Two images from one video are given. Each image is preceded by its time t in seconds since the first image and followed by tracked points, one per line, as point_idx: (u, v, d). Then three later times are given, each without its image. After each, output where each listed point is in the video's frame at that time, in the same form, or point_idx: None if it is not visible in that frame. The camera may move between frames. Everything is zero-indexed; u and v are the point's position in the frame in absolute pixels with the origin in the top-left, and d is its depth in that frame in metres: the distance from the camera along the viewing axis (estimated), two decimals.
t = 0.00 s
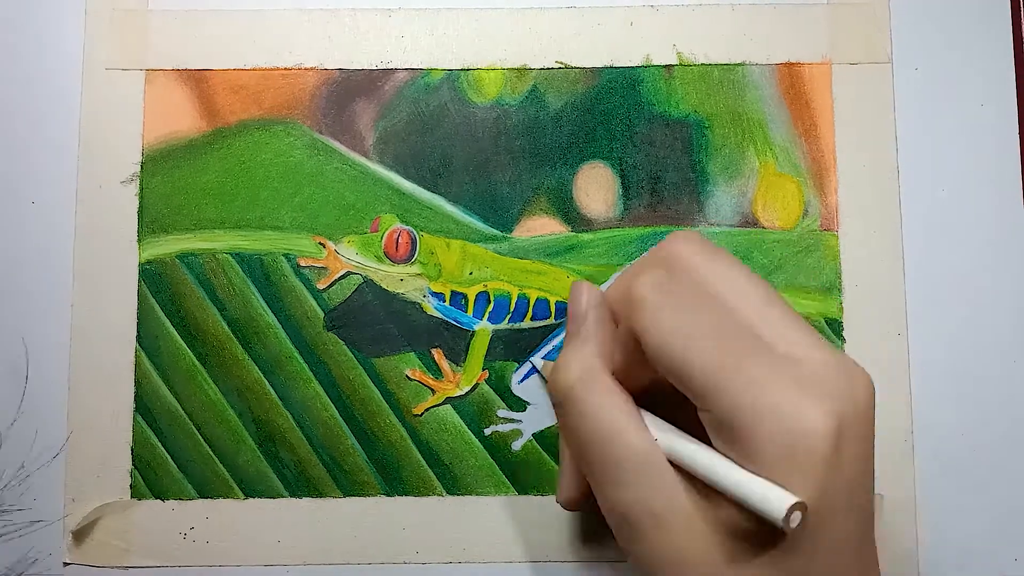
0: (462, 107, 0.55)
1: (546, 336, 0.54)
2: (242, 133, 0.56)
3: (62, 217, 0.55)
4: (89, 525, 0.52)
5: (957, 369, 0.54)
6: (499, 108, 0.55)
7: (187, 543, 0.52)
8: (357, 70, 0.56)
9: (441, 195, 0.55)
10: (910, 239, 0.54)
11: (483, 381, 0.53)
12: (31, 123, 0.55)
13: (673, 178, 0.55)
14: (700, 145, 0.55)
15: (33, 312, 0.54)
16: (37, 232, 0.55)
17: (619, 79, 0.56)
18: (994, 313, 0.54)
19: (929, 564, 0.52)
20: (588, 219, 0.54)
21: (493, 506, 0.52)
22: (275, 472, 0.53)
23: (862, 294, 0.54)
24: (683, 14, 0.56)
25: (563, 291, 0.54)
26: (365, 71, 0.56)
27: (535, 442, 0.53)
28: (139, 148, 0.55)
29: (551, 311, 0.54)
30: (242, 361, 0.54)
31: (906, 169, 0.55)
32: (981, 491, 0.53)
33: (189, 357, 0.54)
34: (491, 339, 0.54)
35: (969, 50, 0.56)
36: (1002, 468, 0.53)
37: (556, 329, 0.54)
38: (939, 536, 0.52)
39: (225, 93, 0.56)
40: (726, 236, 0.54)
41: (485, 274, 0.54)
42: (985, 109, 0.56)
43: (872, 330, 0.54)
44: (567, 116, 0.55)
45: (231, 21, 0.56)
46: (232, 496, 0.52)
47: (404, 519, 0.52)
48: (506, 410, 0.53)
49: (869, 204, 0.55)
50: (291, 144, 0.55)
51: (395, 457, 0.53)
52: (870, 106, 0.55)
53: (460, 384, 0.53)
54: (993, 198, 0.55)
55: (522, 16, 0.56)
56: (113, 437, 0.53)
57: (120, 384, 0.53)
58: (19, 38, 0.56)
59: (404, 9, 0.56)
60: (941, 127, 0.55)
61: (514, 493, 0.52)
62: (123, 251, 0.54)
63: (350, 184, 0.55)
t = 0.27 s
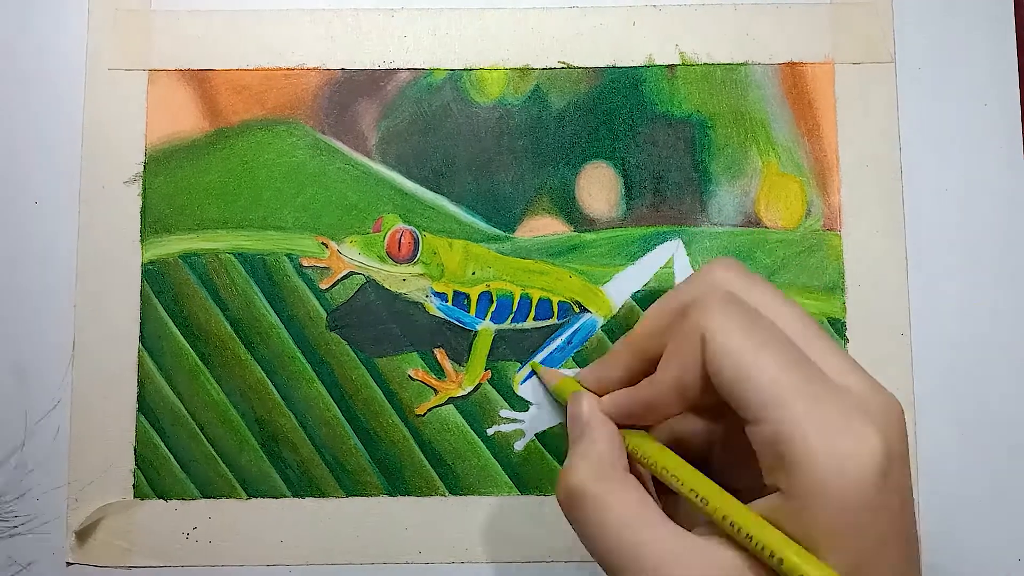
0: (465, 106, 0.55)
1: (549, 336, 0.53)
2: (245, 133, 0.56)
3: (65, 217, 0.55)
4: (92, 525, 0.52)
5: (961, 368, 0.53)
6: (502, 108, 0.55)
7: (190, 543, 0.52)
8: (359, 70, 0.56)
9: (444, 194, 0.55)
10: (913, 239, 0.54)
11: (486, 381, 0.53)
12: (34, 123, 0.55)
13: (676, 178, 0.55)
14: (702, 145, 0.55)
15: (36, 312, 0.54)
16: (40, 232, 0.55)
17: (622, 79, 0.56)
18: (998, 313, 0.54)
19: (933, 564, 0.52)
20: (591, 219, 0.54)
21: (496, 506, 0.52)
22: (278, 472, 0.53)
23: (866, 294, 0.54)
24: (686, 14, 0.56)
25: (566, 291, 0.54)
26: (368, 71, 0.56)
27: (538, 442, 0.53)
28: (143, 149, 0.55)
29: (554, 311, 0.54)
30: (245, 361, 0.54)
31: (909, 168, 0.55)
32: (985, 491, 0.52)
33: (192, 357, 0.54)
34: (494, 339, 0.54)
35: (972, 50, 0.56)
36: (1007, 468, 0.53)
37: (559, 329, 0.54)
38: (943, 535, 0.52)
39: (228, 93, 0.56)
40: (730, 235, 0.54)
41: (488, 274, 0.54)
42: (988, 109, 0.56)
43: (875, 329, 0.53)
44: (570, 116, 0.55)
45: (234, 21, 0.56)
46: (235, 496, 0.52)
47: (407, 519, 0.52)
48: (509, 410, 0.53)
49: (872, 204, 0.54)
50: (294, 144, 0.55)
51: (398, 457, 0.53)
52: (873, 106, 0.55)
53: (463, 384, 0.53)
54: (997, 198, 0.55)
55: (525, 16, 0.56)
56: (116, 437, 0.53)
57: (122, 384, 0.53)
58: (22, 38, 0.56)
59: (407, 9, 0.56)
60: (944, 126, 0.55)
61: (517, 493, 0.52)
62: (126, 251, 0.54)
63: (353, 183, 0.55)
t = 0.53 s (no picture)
0: (466, 107, 0.55)
1: (550, 336, 0.53)
2: (247, 133, 0.56)
3: (67, 217, 0.55)
4: (93, 525, 0.52)
5: (963, 369, 0.53)
6: (504, 108, 0.55)
7: (192, 543, 0.52)
8: (361, 70, 0.56)
9: (445, 195, 0.55)
10: (915, 239, 0.54)
11: (487, 381, 0.53)
12: (36, 123, 0.55)
13: (678, 178, 0.55)
14: (704, 145, 0.55)
15: (38, 312, 0.54)
16: (42, 233, 0.55)
17: (624, 79, 0.55)
18: (999, 313, 0.54)
19: (933, 564, 0.52)
20: (592, 219, 0.54)
21: (497, 506, 0.52)
22: (279, 472, 0.53)
23: (867, 294, 0.54)
24: (688, 14, 0.56)
25: (567, 291, 0.54)
26: (370, 71, 0.56)
27: (539, 442, 0.53)
28: (144, 149, 0.55)
29: (556, 311, 0.54)
30: (247, 361, 0.54)
31: (911, 169, 0.55)
32: (986, 491, 0.52)
33: (194, 357, 0.54)
34: (495, 339, 0.53)
35: (975, 50, 0.56)
36: (1008, 468, 0.53)
37: (560, 329, 0.54)
38: (944, 536, 0.52)
39: (230, 93, 0.56)
40: (731, 236, 0.54)
41: (490, 274, 0.54)
42: (990, 110, 0.56)
43: (876, 329, 0.53)
44: (572, 116, 0.55)
45: (236, 21, 0.56)
46: (237, 496, 0.52)
47: (408, 518, 0.52)
48: (510, 409, 0.53)
49: (874, 204, 0.54)
50: (295, 144, 0.55)
51: (399, 457, 0.53)
52: (875, 106, 0.55)
53: (465, 384, 0.53)
54: (999, 198, 0.55)
55: (527, 16, 0.56)
56: (117, 437, 0.53)
57: (124, 384, 0.53)
58: (24, 38, 0.56)
59: (409, 9, 0.56)
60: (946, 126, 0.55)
61: (518, 493, 0.52)
62: (127, 251, 0.54)
63: (354, 183, 0.55)
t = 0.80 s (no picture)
0: (483, 112, 0.56)
1: (564, 342, 0.54)
2: (265, 136, 0.56)
3: (85, 217, 0.55)
4: (107, 524, 0.52)
5: (978, 382, 0.53)
6: (521, 114, 0.56)
7: (204, 543, 0.52)
8: (379, 75, 0.56)
9: (461, 200, 0.55)
10: (932, 251, 0.54)
11: (500, 387, 0.53)
12: (56, 124, 0.56)
13: (694, 186, 0.55)
14: (721, 154, 0.55)
15: (55, 311, 0.55)
16: (60, 232, 0.55)
17: (641, 87, 0.55)
18: (1016, 327, 0.54)
19: None
20: (607, 226, 0.54)
21: (508, 511, 0.52)
22: (292, 473, 0.53)
23: (882, 305, 0.54)
24: (707, 23, 0.56)
25: (582, 298, 0.54)
26: (388, 76, 0.56)
27: (551, 449, 0.53)
28: (163, 150, 0.56)
29: (569, 318, 0.54)
30: (261, 363, 0.54)
31: (929, 180, 0.55)
32: (1000, 506, 0.52)
33: (209, 358, 0.54)
34: (509, 345, 0.54)
35: (995, 62, 0.56)
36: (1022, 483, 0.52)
37: (574, 336, 0.54)
38: (957, 550, 0.52)
39: (249, 96, 0.56)
40: (747, 245, 0.54)
41: (504, 280, 0.54)
42: (1010, 122, 0.55)
43: (891, 341, 0.53)
44: (588, 123, 0.55)
45: (255, 24, 0.57)
46: (250, 497, 0.53)
47: (419, 522, 0.52)
48: (523, 415, 0.53)
49: (891, 215, 0.54)
50: (312, 148, 0.56)
51: (411, 461, 0.53)
52: (893, 117, 0.55)
53: (478, 390, 0.53)
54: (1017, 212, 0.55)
55: (545, 22, 0.56)
56: (132, 436, 0.53)
57: (139, 384, 0.54)
58: (46, 39, 0.57)
59: (428, 15, 0.57)
60: (965, 138, 0.55)
61: (529, 499, 0.52)
62: (145, 251, 0.55)
63: (371, 188, 0.55)
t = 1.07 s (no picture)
0: (483, 112, 0.56)
1: (564, 342, 0.53)
2: (265, 136, 0.56)
3: (85, 217, 0.55)
4: (107, 524, 0.52)
5: (978, 382, 0.53)
6: (521, 114, 0.55)
7: (204, 543, 0.52)
8: (379, 75, 0.56)
9: (461, 200, 0.55)
10: (932, 251, 0.54)
11: (500, 387, 0.53)
12: (56, 124, 0.56)
13: (694, 186, 0.55)
14: (721, 154, 0.55)
15: (55, 312, 0.54)
16: (60, 232, 0.55)
17: (641, 87, 0.55)
18: (1016, 327, 0.54)
19: None
20: (608, 226, 0.54)
21: (508, 511, 0.52)
22: (292, 473, 0.53)
23: (882, 305, 0.53)
24: (707, 23, 0.56)
25: (582, 298, 0.54)
26: (388, 76, 0.56)
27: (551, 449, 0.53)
28: (163, 150, 0.56)
29: (569, 318, 0.54)
30: (261, 363, 0.54)
31: (929, 180, 0.55)
32: (1000, 506, 0.52)
33: (209, 358, 0.54)
34: (509, 345, 0.54)
35: (996, 62, 0.56)
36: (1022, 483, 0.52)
37: (574, 336, 0.54)
38: (957, 551, 0.52)
39: (249, 96, 0.56)
40: (747, 245, 0.54)
41: (504, 280, 0.54)
42: (1010, 122, 0.55)
43: (892, 341, 0.53)
44: (588, 123, 0.55)
45: (256, 24, 0.57)
46: (250, 497, 0.53)
47: (419, 522, 0.52)
48: (523, 416, 0.53)
49: (891, 215, 0.54)
50: (313, 148, 0.56)
51: (411, 461, 0.53)
52: (894, 117, 0.55)
53: (478, 390, 0.53)
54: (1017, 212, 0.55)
55: (545, 22, 0.56)
56: (132, 436, 0.53)
57: (140, 384, 0.54)
58: (47, 39, 0.57)
59: (428, 15, 0.57)
60: (965, 138, 0.55)
61: (529, 500, 0.52)
62: (145, 252, 0.55)
63: (371, 188, 0.55)
